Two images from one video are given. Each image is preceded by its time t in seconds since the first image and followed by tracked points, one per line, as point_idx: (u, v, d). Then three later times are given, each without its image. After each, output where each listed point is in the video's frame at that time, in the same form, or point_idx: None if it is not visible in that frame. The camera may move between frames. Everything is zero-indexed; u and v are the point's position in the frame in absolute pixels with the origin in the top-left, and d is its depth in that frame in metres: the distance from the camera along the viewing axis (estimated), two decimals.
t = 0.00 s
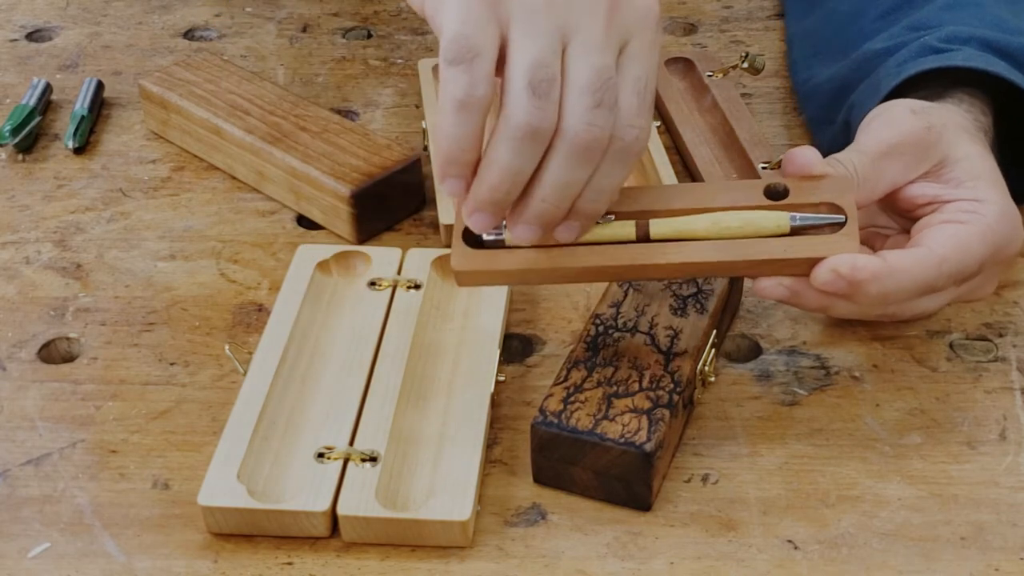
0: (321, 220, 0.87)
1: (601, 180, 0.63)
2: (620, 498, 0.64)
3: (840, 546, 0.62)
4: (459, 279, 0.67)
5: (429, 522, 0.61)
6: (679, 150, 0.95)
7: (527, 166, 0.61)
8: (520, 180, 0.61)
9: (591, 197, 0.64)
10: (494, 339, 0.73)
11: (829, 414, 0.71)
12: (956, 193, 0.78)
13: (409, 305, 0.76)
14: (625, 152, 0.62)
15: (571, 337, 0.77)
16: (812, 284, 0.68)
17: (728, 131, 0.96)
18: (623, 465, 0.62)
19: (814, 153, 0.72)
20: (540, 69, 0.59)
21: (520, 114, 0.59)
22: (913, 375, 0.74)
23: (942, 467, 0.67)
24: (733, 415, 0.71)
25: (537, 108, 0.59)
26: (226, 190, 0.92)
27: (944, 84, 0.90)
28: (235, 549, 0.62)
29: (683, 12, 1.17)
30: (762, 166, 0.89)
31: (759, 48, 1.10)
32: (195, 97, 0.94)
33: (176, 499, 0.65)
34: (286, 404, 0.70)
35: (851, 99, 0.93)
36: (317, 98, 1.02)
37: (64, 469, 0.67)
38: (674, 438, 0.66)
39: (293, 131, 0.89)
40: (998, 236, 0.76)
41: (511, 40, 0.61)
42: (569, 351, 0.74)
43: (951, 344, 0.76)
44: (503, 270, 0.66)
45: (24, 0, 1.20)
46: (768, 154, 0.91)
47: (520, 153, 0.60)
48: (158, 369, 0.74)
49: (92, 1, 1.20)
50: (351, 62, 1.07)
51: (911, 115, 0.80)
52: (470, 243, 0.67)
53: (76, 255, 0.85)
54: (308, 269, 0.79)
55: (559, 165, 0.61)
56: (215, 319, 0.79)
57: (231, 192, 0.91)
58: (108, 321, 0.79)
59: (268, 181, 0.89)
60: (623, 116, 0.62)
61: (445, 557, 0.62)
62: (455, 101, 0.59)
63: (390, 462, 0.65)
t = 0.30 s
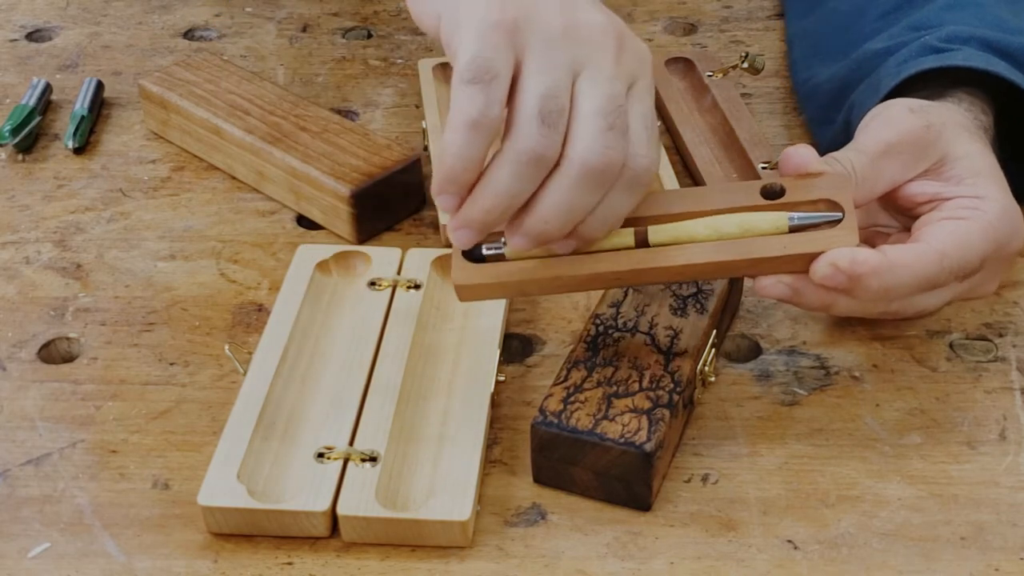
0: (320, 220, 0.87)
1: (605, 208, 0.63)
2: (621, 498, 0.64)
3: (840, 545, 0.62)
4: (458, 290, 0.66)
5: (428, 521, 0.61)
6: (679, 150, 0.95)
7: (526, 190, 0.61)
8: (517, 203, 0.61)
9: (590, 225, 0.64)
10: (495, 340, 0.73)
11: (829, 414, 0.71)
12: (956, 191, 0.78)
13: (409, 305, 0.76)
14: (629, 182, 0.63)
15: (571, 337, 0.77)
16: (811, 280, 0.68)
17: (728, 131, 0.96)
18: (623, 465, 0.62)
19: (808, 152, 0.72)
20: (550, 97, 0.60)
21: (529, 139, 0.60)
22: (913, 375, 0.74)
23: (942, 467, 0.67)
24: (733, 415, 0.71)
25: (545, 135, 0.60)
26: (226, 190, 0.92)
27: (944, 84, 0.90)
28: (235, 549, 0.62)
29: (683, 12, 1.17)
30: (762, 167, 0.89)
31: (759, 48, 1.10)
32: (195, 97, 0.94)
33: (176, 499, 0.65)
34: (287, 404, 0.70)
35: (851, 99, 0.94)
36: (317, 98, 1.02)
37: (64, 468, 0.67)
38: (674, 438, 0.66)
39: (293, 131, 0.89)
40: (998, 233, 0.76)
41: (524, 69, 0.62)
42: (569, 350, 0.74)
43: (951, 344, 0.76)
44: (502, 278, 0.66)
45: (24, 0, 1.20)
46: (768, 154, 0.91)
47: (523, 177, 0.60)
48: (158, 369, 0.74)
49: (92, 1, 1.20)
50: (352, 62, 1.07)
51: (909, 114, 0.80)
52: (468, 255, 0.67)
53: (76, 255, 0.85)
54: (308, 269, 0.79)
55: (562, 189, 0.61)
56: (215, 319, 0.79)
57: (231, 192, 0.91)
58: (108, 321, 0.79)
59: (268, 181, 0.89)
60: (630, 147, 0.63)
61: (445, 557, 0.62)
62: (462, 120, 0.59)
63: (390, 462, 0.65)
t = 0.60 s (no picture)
0: (320, 220, 0.87)
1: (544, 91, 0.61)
2: (621, 498, 0.64)
3: (840, 545, 0.62)
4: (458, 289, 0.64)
5: (428, 521, 0.61)
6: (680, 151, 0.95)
7: (450, 97, 0.61)
8: (449, 109, 0.61)
9: (539, 114, 0.62)
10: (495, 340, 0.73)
11: (829, 414, 0.71)
12: (962, 194, 0.78)
13: (409, 306, 0.76)
14: (569, 60, 0.60)
15: (571, 337, 0.77)
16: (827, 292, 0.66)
17: (728, 131, 0.96)
18: (623, 465, 0.62)
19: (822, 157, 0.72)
20: None
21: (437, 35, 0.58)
22: (913, 375, 0.74)
23: (942, 467, 0.67)
24: (733, 415, 0.71)
25: (450, 36, 0.59)
26: (226, 190, 0.92)
27: (943, 84, 0.90)
28: (235, 549, 0.62)
29: (683, 12, 1.17)
30: (762, 167, 0.89)
31: (759, 48, 1.10)
32: (195, 97, 0.94)
33: (176, 500, 0.65)
34: (287, 404, 0.70)
35: (850, 99, 0.94)
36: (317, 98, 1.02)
37: (64, 469, 0.67)
38: (674, 438, 0.66)
39: (293, 131, 0.89)
40: (1006, 235, 0.76)
41: None
42: (569, 350, 0.74)
43: (951, 344, 0.76)
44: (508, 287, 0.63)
45: (24, 0, 1.20)
46: (768, 154, 0.91)
47: (440, 77, 0.59)
48: (158, 369, 0.74)
49: (92, 1, 1.20)
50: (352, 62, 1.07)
51: (912, 117, 0.80)
52: (474, 257, 0.65)
53: (76, 255, 0.85)
54: (308, 269, 0.79)
55: (490, 80, 0.59)
56: (215, 319, 0.79)
57: (231, 192, 0.91)
58: (108, 321, 0.79)
59: (268, 182, 0.89)
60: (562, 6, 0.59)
61: (445, 557, 0.62)
62: (370, 36, 0.59)
63: (390, 462, 0.65)
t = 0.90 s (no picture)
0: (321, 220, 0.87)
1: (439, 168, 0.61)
2: (621, 498, 0.64)
3: (840, 546, 0.62)
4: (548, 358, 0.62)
5: (428, 522, 0.61)
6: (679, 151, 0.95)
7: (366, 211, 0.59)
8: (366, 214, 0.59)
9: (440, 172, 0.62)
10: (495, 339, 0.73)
11: (829, 414, 0.71)
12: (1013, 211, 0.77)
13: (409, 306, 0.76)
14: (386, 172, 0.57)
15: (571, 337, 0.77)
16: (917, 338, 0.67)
17: (728, 131, 0.96)
18: (623, 466, 0.62)
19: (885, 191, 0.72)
20: (267, 200, 0.57)
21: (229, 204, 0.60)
22: (913, 375, 0.74)
23: (942, 467, 0.67)
24: (733, 415, 0.71)
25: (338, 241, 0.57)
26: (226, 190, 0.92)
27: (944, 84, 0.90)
28: (235, 549, 0.62)
29: (683, 12, 1.17)
30: (763, 166, 0.89)
31: (759, 48, 1.11)
32: (195, 97, 0.94)
33: (176, 499, 0.65)
34: (286, 404, 0.70)
35: (851, 99, 0.93)
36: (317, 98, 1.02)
37: (64, 468, 0.67)
38: (674, 438, 0.66)
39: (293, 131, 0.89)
40: None
41: (219, 91, 0.57)
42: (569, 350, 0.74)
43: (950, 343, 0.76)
44: (609, 352, 0.61)
45: (24, 0, 1.20)
46: (768, 154, 0.91)
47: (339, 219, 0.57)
48: (158, 369, 0.74)
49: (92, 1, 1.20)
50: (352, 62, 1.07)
51: (952, 136, 0.78)
52: (553, 318, 0.64)
53: (76, 255, 0.85)
54: (308, 268, 0.79)
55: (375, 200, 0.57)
56: (214, 319, 0.79)
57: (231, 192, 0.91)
58: (108, 321, 0.79)
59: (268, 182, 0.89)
60: (304, 227, 0.58)
61: (445, 557, 0.62)
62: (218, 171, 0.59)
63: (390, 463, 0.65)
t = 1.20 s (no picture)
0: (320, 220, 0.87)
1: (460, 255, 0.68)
2: (621, 498, 0.64)
3: (840, 545, 0.62)
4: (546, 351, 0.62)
5: (428, 522, 0.61)
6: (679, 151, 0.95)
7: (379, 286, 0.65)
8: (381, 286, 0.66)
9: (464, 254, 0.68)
10: (495, 340, 0.73)
11: (829, 414, 0.71)
12: (1013, 212, 0.77)
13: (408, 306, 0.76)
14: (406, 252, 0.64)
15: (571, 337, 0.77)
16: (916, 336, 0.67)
17: (728, 131, 0.96)
18: (623, 466, 0.62)
19: (886, 189, 0.71)
20: (292, 273, 0.64)
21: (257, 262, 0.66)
22: (913, 375, 0.74)
23: (942, 467, 0.67)
24: (733, 415, 0.71)
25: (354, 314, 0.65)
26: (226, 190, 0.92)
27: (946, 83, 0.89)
28: (235, 549, 0.62)
29: (683, 12, 1.17)
30: (762, 167, 0.89)
31: (759, 48, 1.11)
32: (195, 97, 0.94)
33: (176, 499, 0.65)
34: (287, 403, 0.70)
35: (853, 98, 0.93)
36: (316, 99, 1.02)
37: (64, 468, 0.67)
38: (674, 438, 0.66)
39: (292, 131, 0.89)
40: None
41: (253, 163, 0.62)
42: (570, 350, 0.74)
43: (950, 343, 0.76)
44: (606, 347, 0.62)
45: (24, 0, 1.20)
46: (768, 154, 0.91)
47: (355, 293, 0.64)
48: (158, 369, 0.74)
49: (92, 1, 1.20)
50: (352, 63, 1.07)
51: (955, 135, 0.78)
52: (551, 311, 0.64)
53: (76, 255, 0.85)
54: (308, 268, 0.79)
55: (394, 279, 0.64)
56: (214, 318, 0.79)
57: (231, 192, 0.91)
58: (108, 321, 0.79)
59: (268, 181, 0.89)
60: (324, 304, 0.65)
61: (445, 557, 0.62)
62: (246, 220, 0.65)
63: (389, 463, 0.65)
